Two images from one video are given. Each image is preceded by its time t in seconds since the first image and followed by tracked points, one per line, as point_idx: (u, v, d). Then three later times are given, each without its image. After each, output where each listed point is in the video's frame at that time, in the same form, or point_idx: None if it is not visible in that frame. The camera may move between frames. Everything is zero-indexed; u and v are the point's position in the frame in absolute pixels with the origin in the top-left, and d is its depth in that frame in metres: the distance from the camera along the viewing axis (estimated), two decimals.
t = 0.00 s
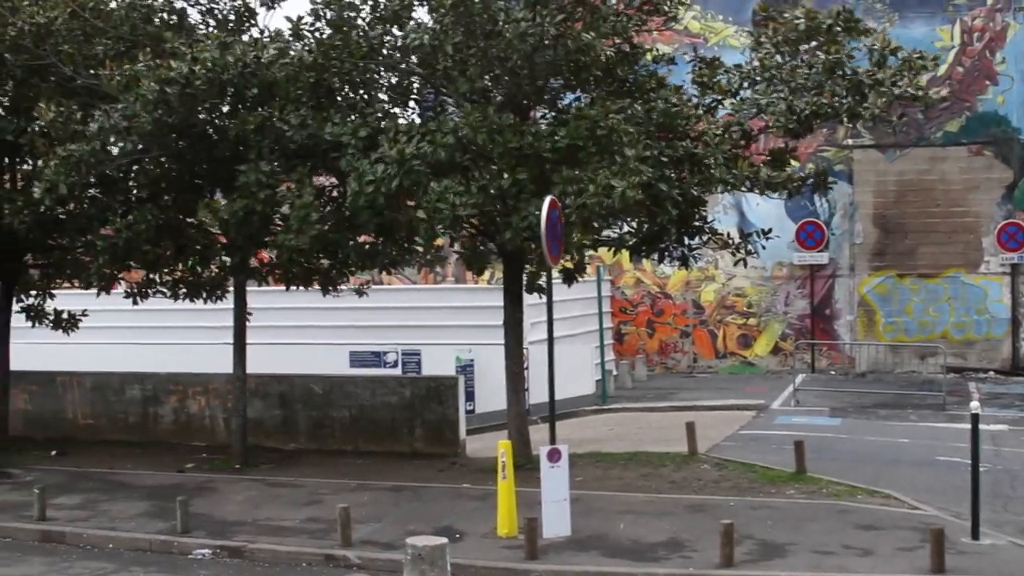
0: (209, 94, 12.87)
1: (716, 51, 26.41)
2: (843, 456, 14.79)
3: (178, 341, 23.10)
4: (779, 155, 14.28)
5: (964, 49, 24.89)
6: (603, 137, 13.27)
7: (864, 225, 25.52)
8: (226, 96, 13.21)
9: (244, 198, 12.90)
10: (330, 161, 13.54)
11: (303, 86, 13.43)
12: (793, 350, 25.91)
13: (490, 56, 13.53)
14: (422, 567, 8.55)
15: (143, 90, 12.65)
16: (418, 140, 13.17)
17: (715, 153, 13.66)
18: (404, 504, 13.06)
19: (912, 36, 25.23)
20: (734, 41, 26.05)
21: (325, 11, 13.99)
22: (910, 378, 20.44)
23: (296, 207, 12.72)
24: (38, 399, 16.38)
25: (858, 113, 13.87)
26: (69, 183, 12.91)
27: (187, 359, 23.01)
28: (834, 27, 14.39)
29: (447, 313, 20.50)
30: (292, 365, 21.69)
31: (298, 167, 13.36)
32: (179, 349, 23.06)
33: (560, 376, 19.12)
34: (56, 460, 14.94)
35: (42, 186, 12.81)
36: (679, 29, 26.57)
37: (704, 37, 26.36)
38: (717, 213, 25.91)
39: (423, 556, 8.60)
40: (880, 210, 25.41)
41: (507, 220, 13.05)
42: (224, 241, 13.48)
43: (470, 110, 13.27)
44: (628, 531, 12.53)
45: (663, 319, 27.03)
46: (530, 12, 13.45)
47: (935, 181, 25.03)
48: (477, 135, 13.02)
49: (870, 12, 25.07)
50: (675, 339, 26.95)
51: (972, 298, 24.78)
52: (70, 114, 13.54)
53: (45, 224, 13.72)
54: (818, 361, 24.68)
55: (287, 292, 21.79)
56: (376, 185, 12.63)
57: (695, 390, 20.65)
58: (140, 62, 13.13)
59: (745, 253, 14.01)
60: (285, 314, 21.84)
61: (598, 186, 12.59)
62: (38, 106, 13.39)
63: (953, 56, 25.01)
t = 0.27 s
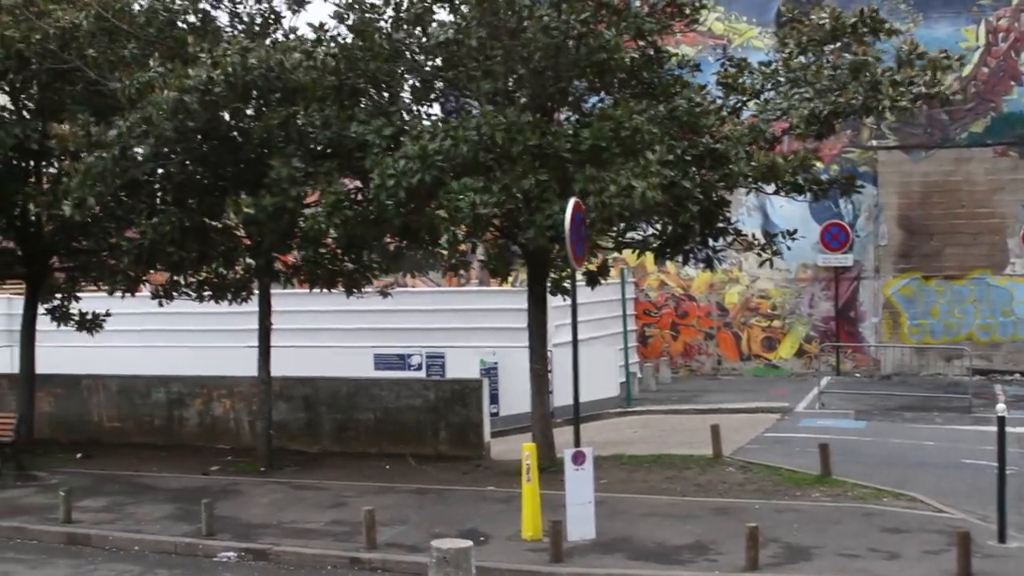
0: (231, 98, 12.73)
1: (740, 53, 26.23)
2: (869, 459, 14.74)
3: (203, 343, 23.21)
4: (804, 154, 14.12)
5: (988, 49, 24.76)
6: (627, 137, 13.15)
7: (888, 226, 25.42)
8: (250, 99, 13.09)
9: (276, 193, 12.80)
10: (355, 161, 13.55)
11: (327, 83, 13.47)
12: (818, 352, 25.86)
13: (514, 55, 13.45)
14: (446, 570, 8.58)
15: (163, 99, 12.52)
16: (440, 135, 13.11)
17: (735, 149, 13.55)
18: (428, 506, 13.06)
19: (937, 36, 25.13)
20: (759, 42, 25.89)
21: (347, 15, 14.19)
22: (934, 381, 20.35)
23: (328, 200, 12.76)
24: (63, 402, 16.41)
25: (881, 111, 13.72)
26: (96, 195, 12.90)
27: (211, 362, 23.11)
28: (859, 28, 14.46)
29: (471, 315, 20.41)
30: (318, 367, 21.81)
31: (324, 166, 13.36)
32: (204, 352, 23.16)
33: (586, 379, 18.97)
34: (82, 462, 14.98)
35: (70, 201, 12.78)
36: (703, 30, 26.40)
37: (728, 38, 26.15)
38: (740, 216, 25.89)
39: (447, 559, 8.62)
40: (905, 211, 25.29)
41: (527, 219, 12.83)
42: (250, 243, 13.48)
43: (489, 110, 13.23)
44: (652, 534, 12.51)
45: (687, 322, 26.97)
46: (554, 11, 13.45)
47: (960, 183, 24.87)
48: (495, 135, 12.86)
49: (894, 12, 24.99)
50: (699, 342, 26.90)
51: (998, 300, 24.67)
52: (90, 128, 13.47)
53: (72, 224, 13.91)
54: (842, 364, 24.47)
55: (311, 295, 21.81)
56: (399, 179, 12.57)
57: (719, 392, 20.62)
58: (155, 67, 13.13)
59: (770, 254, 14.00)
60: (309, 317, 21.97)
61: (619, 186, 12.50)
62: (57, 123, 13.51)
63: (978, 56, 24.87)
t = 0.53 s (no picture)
0: (256, 100, 12.67)
1: (769, 55, 26.36)
2: (899, 462, 14.70)
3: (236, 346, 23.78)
4: (833, 153, 13.95)
5: (1018, 51, 24.65)
6: (657, 136, 13.01)
7: (919, 229, 25.28)
8: (278, 102, 13.05)
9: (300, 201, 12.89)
10: (385, 168, 13.54)
11: (356, 90, 13.24)
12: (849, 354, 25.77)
13: (542, 59, 13.49)
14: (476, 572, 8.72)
15: (183, 107, 12.58)
16: (471, 144, 13.13)
17: (763, 146, 13.30)
18: (457, 509, 13.05)
19: (968, 38, 25.05)
20: (787, 45, 26.06)
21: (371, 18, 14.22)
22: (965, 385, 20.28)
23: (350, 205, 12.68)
24: (94, 403, 16.43)
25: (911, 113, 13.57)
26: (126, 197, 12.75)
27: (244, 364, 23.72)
28: (884, 23, 14.31)
29: (498, 318, 21.22)
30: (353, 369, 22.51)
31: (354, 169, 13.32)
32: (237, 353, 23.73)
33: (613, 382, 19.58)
34: (112, 464, 15.01)
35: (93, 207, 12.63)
36: (732, 33, 26.52)
37: (756, 41, 26.30)
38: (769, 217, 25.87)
39: (477, 562, 8.73)
40: (936, 214, 25.15)
41: (557, 221, 12.78)
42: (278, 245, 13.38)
43: (521, 112, 13.27)
44: (681, 537, 12.48)
45: (716, 324, 26.86)
46: (582, 14, 13.41)
47: (991, 185, 24.78)
48: (527, 136, 12.92)
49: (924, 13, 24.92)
50: (728, 344, 26.84)
51: None
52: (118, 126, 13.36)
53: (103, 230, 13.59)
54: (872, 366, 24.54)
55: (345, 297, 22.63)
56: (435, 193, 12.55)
57: (748, 395, 20.60)
58: (173, 77, 13.13)
59: (800, 255, 13.98)
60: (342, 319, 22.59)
61: (651, 189, 12.41)
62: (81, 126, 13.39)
63: (1009, 58, 24.75)
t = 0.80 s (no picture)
0: (279, 102, 12.53)
1: (795, 54, 26.35)
2: (926, 463, 14.65)
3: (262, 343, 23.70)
4: (859, 152, 13.87)
5: None
6: (684, 136, 12.89)
7: (945, 228, 25.15)
8: (302, 103, 12.95)
9: (319, 215, 12.95)
10: (411, 171, 13.54)
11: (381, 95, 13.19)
12: (876, 354, 25.66)
13: (567, 63, 13.58)
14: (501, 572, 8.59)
15: (208, 107, 12.48)
16: (498, 149, 13.17)
17: (793, 149, 13.42)
18: (483, 508, 13.04)
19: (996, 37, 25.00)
20: (814, 44, 26.03)
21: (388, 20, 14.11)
22: (990, 385, 20.23)
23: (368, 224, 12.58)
24: (121, 402, 16.48)
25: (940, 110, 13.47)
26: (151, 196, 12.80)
27: (272, 363, 23.70)
28: (911, 19, 14.24)
29: (524, 317, 21.08)
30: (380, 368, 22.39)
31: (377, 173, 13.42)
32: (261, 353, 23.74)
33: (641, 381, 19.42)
34: (139, 463, 15.05)
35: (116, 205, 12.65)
36: (759, 32, 26.55)
37: (783, 40, 26.32)
38: (797, 217, 25.81)
39: (502, 561, 8.60)
40: (963, 213, 25.04)
41: (587, 223, 12.94)
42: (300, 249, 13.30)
43: (550, 113, 13.28)
44: (707, 537, 12.44)
45: (743, 324, 26.87)
46: (605, 17, 13.39)
47: (1019, 185, 24.63)
48: (558, 136, 13.01)
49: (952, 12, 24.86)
50: (754, 344, 26.77)
51: None
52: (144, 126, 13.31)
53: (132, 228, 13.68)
54: (900, 365, 24.66)
55: (372, 297, 22.54)
56: (463, 206, 12.57)
57: (774, 394, 20.57)
58: (200, 76, 12.94)
59: (826, 254, 13.93)
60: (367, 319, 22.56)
61: (684, 186, 12.33)
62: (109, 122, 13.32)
63: None
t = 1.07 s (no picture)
0: (312, 105, 12.71)
1: (828, 54, 26.12)
2: (960, 465, 14.57)
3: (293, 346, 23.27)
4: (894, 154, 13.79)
5: None
6: (716, 141, 12.93)
7: (980, 229, 24.77)
8: (334, 105, 13.06)
9: (352, 234, 12.85)
10: (443, 173, 13.61)
11: (413, 99, 13.25)
12: (910, 356, 25.39)
13: (598, 64, 13.45)
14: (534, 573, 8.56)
15: (245, 112, 12.60)
16: (530, 150, 13.12)
17: (828, 155, 13.24)
18: (515, 509, 13.02)
19: None
20: (847, 44, 25.87)
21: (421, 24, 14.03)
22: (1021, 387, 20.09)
23: (401, 231, 12.83)
24: (154, 402, 16.49)
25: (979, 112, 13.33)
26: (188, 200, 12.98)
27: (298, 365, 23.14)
28: (944, 20, 14.19)
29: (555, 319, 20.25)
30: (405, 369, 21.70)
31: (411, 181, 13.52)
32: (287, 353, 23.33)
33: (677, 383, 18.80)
34: (172, 463, 15.08)
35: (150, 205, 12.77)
36: (790, 32, 26.26)
37: (816, 40, 26.10)
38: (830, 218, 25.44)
39: (535, 562, 8.57)
40: (997, 214, 24.60)
41: (615, 224, 12.88)
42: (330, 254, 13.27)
43: (580, 115, 13.17)
44: (741, 538, 12.39)
45: (776, 325, 26.41)
46: (636, 21, 13.38)
47: None
48: (588, 141, 12.91)
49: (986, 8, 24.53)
50: (788, 345, 26.38)
51: None
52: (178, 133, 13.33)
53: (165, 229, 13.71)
54: (933, 368, 24.72)
55: (399, 297, 21.89)
56: (494, 208, 12.62)
57: (808, 396, 20.51)
58: (235, 77, 13.10)
59: (860, 256, 13.87)
60: (394, 320, 21.93)
61: (714, 187, 12.35)
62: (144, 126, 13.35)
63: None
